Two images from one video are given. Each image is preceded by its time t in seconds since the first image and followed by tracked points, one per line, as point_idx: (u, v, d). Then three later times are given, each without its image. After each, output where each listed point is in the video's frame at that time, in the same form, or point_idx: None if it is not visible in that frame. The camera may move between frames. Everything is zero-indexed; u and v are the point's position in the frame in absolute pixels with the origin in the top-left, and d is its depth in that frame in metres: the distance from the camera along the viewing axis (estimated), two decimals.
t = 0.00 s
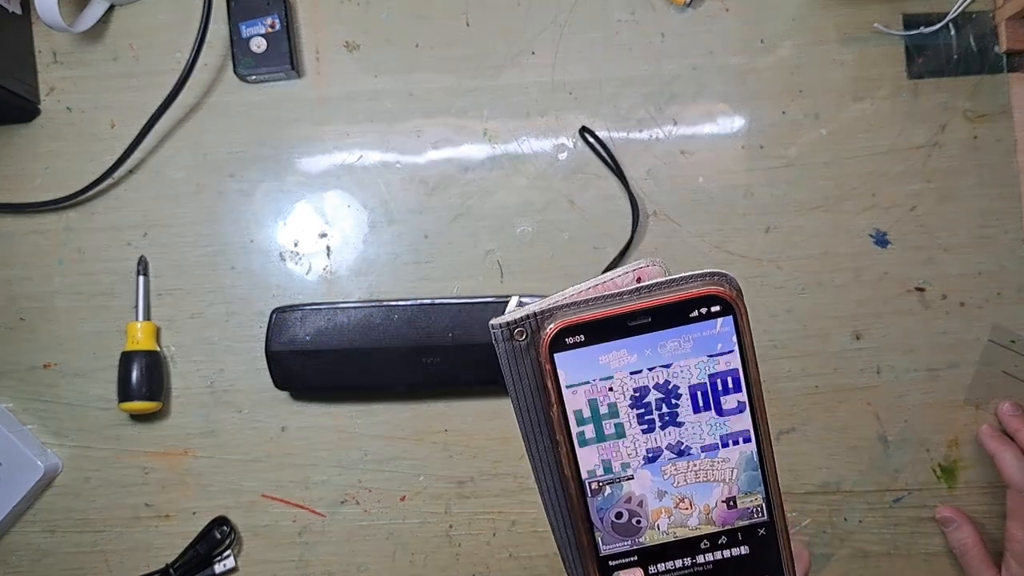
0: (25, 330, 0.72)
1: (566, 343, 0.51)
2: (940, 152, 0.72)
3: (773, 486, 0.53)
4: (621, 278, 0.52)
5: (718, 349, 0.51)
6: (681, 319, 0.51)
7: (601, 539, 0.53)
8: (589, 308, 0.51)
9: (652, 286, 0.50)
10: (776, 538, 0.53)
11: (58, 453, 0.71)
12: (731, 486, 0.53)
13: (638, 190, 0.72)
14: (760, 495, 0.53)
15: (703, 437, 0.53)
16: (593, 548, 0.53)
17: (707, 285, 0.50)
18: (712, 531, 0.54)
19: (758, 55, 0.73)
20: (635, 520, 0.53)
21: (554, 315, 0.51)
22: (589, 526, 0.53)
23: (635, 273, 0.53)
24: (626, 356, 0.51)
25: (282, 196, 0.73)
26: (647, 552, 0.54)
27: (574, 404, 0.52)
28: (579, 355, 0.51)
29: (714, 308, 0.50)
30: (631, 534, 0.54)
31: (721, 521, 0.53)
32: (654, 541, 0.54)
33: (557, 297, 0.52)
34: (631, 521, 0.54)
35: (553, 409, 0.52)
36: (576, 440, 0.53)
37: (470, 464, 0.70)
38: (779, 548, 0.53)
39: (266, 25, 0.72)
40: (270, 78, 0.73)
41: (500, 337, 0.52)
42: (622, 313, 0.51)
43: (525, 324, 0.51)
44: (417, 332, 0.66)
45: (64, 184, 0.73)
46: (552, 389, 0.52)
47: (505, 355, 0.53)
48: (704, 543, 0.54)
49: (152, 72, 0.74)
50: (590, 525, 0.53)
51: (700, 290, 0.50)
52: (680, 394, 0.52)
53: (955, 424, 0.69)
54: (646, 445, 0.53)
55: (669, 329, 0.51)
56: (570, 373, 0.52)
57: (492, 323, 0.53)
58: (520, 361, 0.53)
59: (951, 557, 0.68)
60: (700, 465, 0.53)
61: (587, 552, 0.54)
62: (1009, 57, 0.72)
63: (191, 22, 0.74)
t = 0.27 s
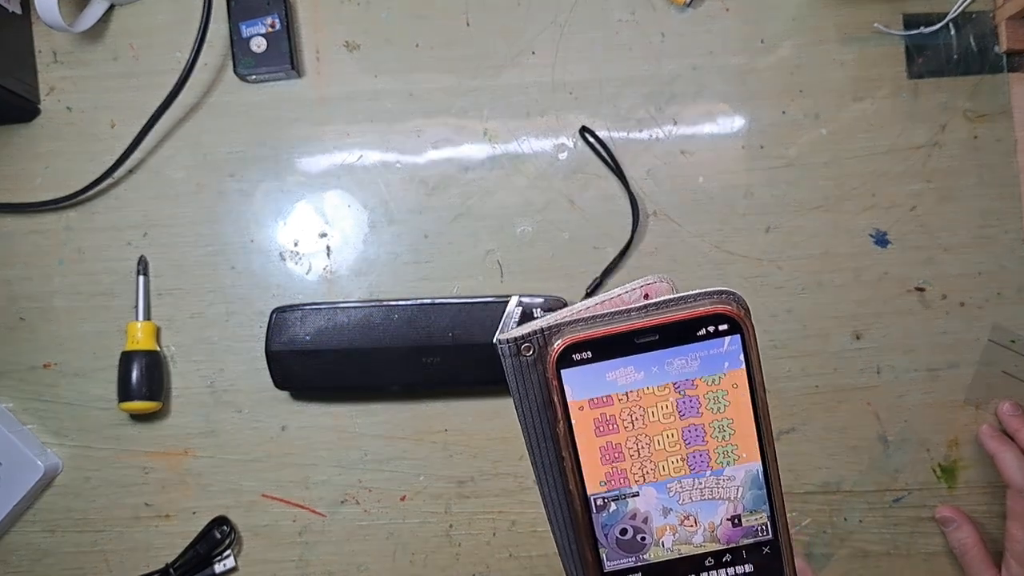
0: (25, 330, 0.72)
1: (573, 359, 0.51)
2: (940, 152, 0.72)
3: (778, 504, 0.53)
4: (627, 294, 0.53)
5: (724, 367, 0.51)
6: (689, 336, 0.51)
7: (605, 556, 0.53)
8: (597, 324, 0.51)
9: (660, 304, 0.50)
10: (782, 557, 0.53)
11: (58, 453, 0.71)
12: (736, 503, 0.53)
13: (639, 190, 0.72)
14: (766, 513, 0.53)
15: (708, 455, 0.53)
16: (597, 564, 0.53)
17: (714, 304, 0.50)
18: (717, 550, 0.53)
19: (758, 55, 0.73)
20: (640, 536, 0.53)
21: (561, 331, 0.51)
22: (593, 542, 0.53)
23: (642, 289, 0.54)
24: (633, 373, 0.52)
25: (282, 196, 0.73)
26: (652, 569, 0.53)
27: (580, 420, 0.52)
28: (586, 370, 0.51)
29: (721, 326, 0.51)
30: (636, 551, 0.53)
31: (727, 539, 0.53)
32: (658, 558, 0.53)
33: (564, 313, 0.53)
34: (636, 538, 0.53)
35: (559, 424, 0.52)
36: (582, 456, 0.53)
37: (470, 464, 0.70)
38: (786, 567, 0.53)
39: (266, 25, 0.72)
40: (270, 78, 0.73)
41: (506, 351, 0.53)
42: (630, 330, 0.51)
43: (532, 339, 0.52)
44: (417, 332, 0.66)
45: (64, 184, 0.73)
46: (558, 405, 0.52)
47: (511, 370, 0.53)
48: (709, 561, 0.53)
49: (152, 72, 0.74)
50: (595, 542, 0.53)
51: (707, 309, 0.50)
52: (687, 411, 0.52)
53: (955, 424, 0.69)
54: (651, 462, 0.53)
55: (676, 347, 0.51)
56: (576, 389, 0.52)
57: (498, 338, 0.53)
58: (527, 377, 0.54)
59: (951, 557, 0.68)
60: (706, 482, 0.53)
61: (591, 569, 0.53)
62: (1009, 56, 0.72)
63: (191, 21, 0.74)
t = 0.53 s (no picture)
0: (25, 330, 0.72)
1: (587, 368, 0.51)
2: (940, 152, 0.72)
3: (789, 515, 0.53)
4: (642, 304, 0.53)
5: (736, 377, 0.51)
6: (703, 347, 0.51)
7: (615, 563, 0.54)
8: (611, 334, 0.51)
9: (674, 314, 0.50)
10: (790, 566, 0.53)
11: (58, 453, 0.71)
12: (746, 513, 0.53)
13: (638, 190, 0.72)
14: (775, 522, 0.53)
15: (721, 465, 0.52)
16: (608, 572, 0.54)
17: (728, 314, 0.50)
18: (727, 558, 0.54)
19: (758, 55, 0.73)
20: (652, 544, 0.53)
21: (575, 340, 0.51)
22: (605, 550, 0.53)
23: (656, 299, 0.53)
24: (647, 383, 0.52)
25: (282, 196, 0.73)
26: None
27: (593, 429, 0.52)
28: (600, 379, 0.51)
29: (735, 337, 0.50)
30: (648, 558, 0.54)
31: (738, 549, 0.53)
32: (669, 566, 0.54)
33: (578, 321, 0.52)
34: (646, 546, 0.54)
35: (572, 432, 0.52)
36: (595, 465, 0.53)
37: (470, 464, 0.70)
38: None
39: (266, 25, 0.72)
40: (270, 78, 0.73)
41: (521, 359, 0.52)
42: (644, 340, 0.51)
43: (546, 348, 0.51)
44: (417, 332, 0.66)
45: (64, 184, 0.73)
46: (572, 414, 0.52)
47: (525, 377, 0.53)
48: (718, 569, 0.54)
49: (152, 72, 0.74)
50: (606, 550, 0.53)
51: (721, 320, 0.50)
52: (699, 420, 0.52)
53: (955, 424, 0.69)
54: (663, 471, 0.53)
55: (689, 357, 0.51)
56: (589, 398, 0.52)
57: (512, 346, 0.53)
58: (541, 385, 0.53)
59: (951, 557, 0.68)
60: (717, 492, 0.53)
61: None
62: (1009, 57, 0.72)
63: (191, 21, 0.74)
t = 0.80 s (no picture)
0: (25, 330, 0.72)
1: (594, 362, 0.52)
2: (940, 152, 0.72)
3: (794, 511, 0.52)
4: (649, 300, 0.54)
5: (743, 373, 0.52)
6: (709, 342, 0.51)
7: (620, 557, 0.53)
8: (619, 328, 0.51)
9: (681, 309, 0.51)
10: (795, 563, 0.53)
11: (58, 453, 0.71)
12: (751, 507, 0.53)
13: (638, 190, 0.72)
14: (780, 517, 0.53)
15: (726, 460, 0.53)
16: (613, 566, 0.53)
17: (735, 310, 0.50)
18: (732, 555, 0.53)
19: (758, 55, 0.73)
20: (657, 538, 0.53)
21: (583, 333, 0.52)
22: (610, 544, 0.53)
23: (664, 295, 0.54)
24: (653, 377, 0.52)
25: (282, 196, 0.73)
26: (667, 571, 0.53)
27: (600, 422, 0.52)
28: (607, 373, 0.52)
29: (741, 333, 0.51)
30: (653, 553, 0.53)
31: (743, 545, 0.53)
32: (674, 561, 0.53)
33: (587, 317, 0.53)
34: (651, 540, 0.53)
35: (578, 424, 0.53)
36: (601, 458, 0.53)
37: (470, 464, 0.70)
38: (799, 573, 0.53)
39: (266, 25, 0.72)
40: (270, 78, 0.73)
41: (530, 352, 0.54)
42: (650, 335, 0.51)
43: (554, 341, 0.53)
44: (416, 332, 0.66)
45: (64, 184, 0.73)
46: (579, 406, 0.52)
47: (534, 371, 0.54)
48: (722, 565, 0.53)
49: (152, 72, 0.74)
50: (611, 543, 0.53)
51: (728, 316, 0.50)
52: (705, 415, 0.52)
53: (955, 424, 0.69)
54: (669, 465, 0.53)
55: (696, 352, 0.51)
56: (596, 392, 0.52)
57: (523, 339, 0.54)
58: (549, 379, 0.54)
59: (951, 557, 0.68)
60: (722, 486, 0.53)
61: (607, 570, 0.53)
62: (1009, 57, 0.72)
63: (191, 21, 0.74)
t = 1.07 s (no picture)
0: (25, 330, 0.72)
1: (597, 360, 0.52)
2: (940, 152, 0.72)
3: (796, 508, 0.52)
4: (653, 298, 0.54)
5: (745, 371, 0.52)
6: (712, 340, 0.51)
7: (624, 554, 0.53)
8: (622, 326, 0.51)
9: (684, 308, 0.51)
10: (797, 560, 0.53)
11: (58, 453, 0.71)
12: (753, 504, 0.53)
13: (638, 190, 0.72)
14: (782, 514, 0.53)
15: (729, 458, 0.53)
16: (616, 563, 0.53)
17: (737, 309, 0.50)
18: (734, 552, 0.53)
19: (758, 55, 0.73)
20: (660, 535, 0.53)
21: (586, 331, 0.52)
22: (613, 541, 0.53)
23: (668, 294, 0.54)
24: (656, 375, 0.52)
25: (282, 196, 0.73)
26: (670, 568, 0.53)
27: (603, 420, 0.52)
28: (610, 370, 0.52)
29: (744, 331, 0.51)
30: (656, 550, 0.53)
31: (745, 542, 0.53)
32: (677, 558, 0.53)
33: (590, 314, 0.53)
34: (654, 537, 0.53)
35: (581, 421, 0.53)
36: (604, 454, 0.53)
37: (470, 464, 0.70)
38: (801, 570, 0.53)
39: (266, 25, 0.72)
40: (270, 78, 0.73)
41: (533, 349, 0.53)
42: (653, 333, 0.51)
43: (557, 339, 0.53)
44: (416, 332, 0.66)
45: (64, 183, 0.73)
46: (582, 404, 0.52)
47: (538, 368, 0.54)
48: (724, 562, 0.53)
49: (152, 72, 0.74)
50: (614, 540, 0.53)
51: (731, 314, 0.50)
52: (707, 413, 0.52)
53: (955, 424, 0.69)
54: (672, 463, 0.53)
55: (699, 350, 0.51)
56: (599, 389, 0.52)
57: (526, 337, 0.54)
58: (553, 376, 0.54)
59: (951, 557, 0.68)
60: (724, 484, 0.53)
61: (611, 567, 0.53)
62: (1009, 56, 0.72)
63: (191, 21, 0.74)
